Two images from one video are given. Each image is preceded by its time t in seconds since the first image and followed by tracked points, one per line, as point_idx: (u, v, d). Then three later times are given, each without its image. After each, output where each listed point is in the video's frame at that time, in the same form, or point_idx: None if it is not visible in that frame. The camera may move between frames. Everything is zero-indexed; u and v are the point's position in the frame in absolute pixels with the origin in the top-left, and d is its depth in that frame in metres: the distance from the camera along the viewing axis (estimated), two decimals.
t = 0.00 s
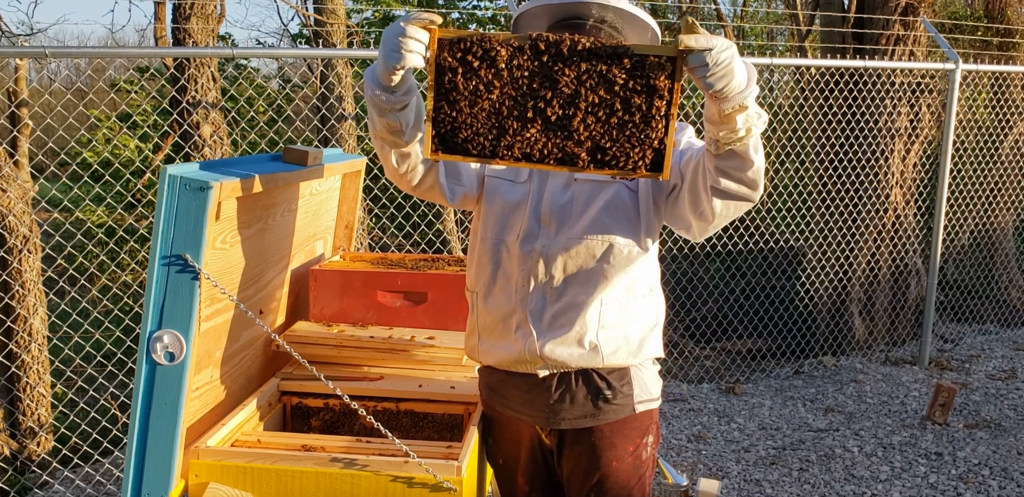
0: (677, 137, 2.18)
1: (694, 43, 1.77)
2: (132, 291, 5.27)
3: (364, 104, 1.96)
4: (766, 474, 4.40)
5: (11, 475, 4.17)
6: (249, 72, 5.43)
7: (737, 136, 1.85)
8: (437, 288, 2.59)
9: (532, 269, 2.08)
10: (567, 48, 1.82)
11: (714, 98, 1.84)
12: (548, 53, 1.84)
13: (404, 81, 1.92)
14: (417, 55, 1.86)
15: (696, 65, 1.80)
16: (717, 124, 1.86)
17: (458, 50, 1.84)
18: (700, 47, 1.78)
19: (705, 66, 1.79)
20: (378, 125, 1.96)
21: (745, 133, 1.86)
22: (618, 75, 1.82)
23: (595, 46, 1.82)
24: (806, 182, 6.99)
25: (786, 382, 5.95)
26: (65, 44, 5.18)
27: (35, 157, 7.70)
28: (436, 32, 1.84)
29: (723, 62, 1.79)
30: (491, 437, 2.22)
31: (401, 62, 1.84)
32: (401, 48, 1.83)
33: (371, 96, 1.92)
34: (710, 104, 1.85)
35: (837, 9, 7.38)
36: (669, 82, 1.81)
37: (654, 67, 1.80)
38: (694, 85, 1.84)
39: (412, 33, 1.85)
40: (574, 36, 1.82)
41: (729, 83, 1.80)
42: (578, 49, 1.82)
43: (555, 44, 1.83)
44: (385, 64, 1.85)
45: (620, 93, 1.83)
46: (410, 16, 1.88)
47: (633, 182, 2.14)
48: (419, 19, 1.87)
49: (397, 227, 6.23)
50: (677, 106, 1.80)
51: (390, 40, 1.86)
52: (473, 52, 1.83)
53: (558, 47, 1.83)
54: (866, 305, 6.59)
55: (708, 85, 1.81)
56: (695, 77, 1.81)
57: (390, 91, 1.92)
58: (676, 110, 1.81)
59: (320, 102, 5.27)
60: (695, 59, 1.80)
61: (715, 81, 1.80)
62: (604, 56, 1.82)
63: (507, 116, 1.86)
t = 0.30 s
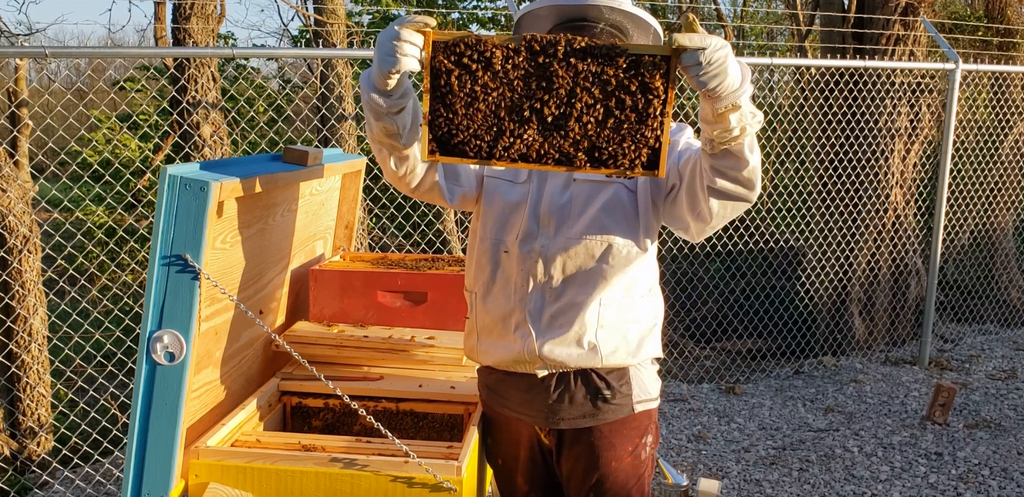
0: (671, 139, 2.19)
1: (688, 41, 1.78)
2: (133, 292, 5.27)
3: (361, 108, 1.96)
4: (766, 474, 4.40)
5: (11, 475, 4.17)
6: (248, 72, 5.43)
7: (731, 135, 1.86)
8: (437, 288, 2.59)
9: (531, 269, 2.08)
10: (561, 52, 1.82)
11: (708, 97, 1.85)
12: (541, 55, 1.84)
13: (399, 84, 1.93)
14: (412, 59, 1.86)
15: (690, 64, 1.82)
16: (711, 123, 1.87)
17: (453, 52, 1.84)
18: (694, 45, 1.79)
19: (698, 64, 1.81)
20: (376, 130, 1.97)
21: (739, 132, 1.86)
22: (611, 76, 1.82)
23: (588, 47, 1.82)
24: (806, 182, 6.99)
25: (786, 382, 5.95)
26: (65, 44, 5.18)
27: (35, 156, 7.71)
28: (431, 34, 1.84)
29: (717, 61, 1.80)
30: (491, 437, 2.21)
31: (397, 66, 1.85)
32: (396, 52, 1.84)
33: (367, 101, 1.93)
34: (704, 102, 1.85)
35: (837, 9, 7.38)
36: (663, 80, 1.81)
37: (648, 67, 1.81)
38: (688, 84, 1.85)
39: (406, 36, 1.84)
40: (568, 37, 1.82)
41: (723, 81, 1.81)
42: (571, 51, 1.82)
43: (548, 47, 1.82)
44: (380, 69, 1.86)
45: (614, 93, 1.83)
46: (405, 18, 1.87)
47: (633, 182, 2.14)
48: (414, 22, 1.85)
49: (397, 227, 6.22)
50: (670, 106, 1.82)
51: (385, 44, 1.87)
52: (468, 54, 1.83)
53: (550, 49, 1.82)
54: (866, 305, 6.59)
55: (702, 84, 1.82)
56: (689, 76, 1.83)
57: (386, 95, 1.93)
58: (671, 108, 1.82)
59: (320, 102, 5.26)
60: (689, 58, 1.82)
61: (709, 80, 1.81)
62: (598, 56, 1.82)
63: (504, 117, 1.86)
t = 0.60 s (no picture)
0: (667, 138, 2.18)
1: (685, 42, 1.78)
2: (133, 292, 5.27)
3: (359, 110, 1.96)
4: (766, 474, 4.40)
5: (11, 475, 4.17)
6: (248, 72, 5.43)
7: (728, 135, 1.86)
8: (437, 288, 2.59)
9: (530, 269, 2.08)
10: (559, 56, 1.82)
11: (705, 98, 1.84)
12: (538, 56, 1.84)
13: (397, 87, 1.92)
14: (410, 62, 1.85)
15: (687, 65, 1.80)
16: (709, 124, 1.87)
17: (450, 54, 1.84)
18: (691, 46, 1.78)
19: (696, 66, 1.79)
20: (373, 131, 1.97)
21: (737, 132, 1.86)
22: (609, 78, 1.83)
23: (587, 48, 1.82)
24: (806, 182, 6.99)
25: (786, 382, 5.95)
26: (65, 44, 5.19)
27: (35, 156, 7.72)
28: (429, 37, 1.83)
29: (715, 62, 1.80)
30: (491, 437, 2.21)
31: (395, 69, 1.84)
32: (394, 55, 1.83)
33: (364, 103, 1.93)
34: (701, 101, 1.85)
35: (837, 9, 7.38)
36: (660, 81, 1.82)
37: (646, 68, 1.81)
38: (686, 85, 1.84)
39: (404, 39, 1.84)
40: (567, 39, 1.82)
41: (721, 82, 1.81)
42: (570, 54, 1.82)
43: (546, 49, 1.83)
44: (378, 72, 1.86)
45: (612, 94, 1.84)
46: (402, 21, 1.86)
47: (631, 182, 2.14)
48: (412, 25, 1.82)
49: (397, 227, 6.22)
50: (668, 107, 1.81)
51: (382, 46, 1.86)
52: (466, 56, 1.84)
53: (548, 52, 1.83)
54: (866, 305, 6.59)
55: (700, 84, 1.81)
56: (686, 77, 1.81)
57: (384, 98, 1.93)
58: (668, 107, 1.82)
59: (320, 102, 5.26)
60: (686, 59, 1.80)
61: (706, 80, 1.80)
62: (596, 57, 1.82)
63: (503, 118, 1.86)
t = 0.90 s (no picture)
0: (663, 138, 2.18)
1: (680, 43, 1.78)
2: (132, 291, 5.27)
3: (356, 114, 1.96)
4: (767, 474, 4.40)
5: (11, 475, 4.17)
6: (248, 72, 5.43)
7: (725, 136, 1.86)
8: (437, 288, 2.59)
9: (529, 270, 2.07)
10: (558, 59, 1.83)
11: (702, 98, 1.85)
12: (535, 59, 1.84)
13: (393, 91, 1.92)
14: (407, 67, 1.84)
15: (684, 66, 1.81)
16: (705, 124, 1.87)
17: (449, 57, 1.85)
18: (687, 47, 1.78)
19: (692, 66, 1.80)
20: (370, 135, 1.97)
21: (733, 133, 1.86)
22: (607, 80, 1.83)
23: (587, 50, 1.82)
24: (806, 182, 6.99)
25: (786, 382, 5.95)
26: (65, 44, 5.19)
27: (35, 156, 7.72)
28: (424, 42, 1.84)
29: (712, 63, 1.80)
30: (490, 438, 2.21)
31: (391, 75, 1.82)
32: (390, 61, 1.81)
33: (362, 108, 1.93)
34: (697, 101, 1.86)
35: (837, 9, 7.38)
36: (658, 82, 1.83)
37: (643, 70, 1.82)
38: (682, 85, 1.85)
39: (400, 44, 1.82)
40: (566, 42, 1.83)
41: (717, 83, 1.81)
42: (570, 56, 1.82)
43: (545, 52, 1.83)
44: (374, 77, 1.85)
45: (611, 96, 1.84)
46: (400, 25, 1.84)
47: (630, 183, 2.14)
48: (408, 30, 1.84)
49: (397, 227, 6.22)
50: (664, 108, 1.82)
51: (378, 51, 1.83)
52: (464, 60, 1.84)
53: (546, 54, 1.83)
54: (866, 305, 6.59)
55: (696, 85, 1.82)
56: (683, 77, 1.82)
57: (380, 103, 1.93)
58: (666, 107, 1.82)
59: (320, 102, 5.26)
60: (682, 60, 1.81)
61: (702, 81, 1.81)
62: (596, 59, 1.82)
63: (501, 120, 1.86)
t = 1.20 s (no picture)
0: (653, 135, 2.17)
1: (680, 48, 1.78)
2: (132, 292, 5.27)
3: (354, 116, 1.96)
4: (766, 474, 4.40)
5: (11, 475, 4.17)
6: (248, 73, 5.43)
7: (725, 139, 1.86)
8: (437, 288, 2.59)
9: (528, 270, 2.07)
10: (558, 61, 1.83)
11: (701, 102, 1.85)
12: (535, 62, 1.84)
13: (393, 94, 1.92)
14: (406, 70, 1.85)
15: (683, 70, 1.81)
16: (705, 127, 1.87)
17: (448, 60, 1.85)
18: (686, 51, 1.78)
19: (691, 70, 1.79)
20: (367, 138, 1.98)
21: (733, 135, 1.86)
22: (607, 84, 1.83)
23: (586, 52, 1.82)
24: (806, 183, 6.99)
25: (786, 382, 5.95)
26: (65, 44, 5.19)
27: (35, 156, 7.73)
28: (424, 45, 1.84)
29: (711, 67, 1.80)
30: (490, 438, 2.21)
31: (391, 78, 1.84)
32: (390, 64, 1.82)
33: (361, 111, 1.93)
34: (696, 104, 1.86)
35: (837, 9, 7.38)
36: (657, 86, 1.82)
37: (643, 74, 1.81)
38: (681, 88, 1.85)
39: (400, 48, 1.83)
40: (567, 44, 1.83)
41: (716, 86, 1.81)
42: (570, 58, 1.82)
43: (544, 54, 1.83)
44: (374, 80, 1.86)
45: (611, 99, 1.83)
46: (399, 28, 1.85)
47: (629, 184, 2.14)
48: (407, 33, 1.83)
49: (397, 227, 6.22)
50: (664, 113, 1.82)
51: (378, 55, 1.85)
52: (465, 63, 1.85)
53: (546, 56, 1.83)
54: (866, 305, 6.59)
55: (695, 89, 1.81)
56: (682, 81, 1.82)
57: (380, 106, 1.93)
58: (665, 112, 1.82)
59: (320, 102, 5.26)
60: (682, 64, 1.81)
61: (702, 85, 1.81)
62: (596, 60, 1.82)
63: (501, 123, 1.86)
